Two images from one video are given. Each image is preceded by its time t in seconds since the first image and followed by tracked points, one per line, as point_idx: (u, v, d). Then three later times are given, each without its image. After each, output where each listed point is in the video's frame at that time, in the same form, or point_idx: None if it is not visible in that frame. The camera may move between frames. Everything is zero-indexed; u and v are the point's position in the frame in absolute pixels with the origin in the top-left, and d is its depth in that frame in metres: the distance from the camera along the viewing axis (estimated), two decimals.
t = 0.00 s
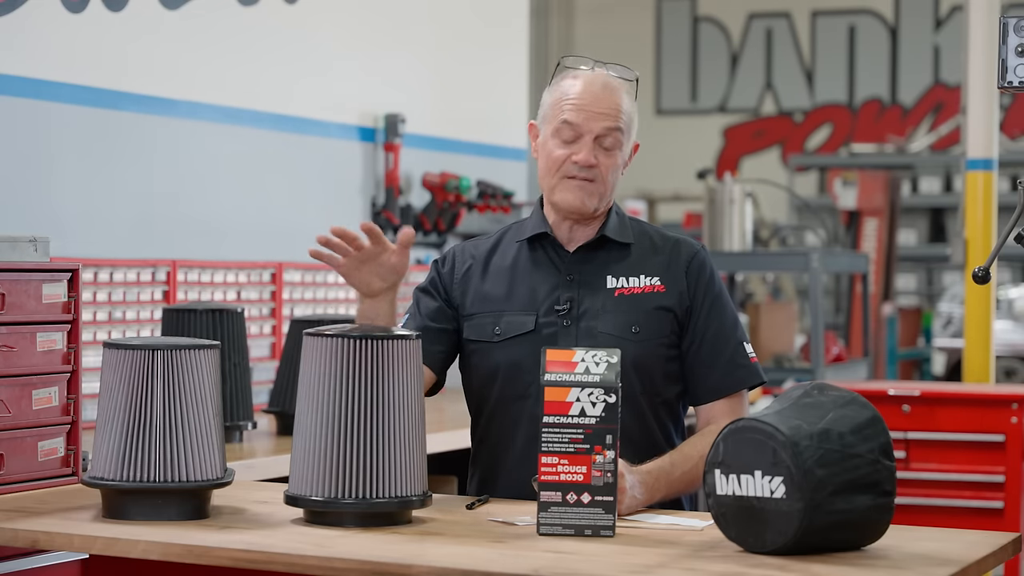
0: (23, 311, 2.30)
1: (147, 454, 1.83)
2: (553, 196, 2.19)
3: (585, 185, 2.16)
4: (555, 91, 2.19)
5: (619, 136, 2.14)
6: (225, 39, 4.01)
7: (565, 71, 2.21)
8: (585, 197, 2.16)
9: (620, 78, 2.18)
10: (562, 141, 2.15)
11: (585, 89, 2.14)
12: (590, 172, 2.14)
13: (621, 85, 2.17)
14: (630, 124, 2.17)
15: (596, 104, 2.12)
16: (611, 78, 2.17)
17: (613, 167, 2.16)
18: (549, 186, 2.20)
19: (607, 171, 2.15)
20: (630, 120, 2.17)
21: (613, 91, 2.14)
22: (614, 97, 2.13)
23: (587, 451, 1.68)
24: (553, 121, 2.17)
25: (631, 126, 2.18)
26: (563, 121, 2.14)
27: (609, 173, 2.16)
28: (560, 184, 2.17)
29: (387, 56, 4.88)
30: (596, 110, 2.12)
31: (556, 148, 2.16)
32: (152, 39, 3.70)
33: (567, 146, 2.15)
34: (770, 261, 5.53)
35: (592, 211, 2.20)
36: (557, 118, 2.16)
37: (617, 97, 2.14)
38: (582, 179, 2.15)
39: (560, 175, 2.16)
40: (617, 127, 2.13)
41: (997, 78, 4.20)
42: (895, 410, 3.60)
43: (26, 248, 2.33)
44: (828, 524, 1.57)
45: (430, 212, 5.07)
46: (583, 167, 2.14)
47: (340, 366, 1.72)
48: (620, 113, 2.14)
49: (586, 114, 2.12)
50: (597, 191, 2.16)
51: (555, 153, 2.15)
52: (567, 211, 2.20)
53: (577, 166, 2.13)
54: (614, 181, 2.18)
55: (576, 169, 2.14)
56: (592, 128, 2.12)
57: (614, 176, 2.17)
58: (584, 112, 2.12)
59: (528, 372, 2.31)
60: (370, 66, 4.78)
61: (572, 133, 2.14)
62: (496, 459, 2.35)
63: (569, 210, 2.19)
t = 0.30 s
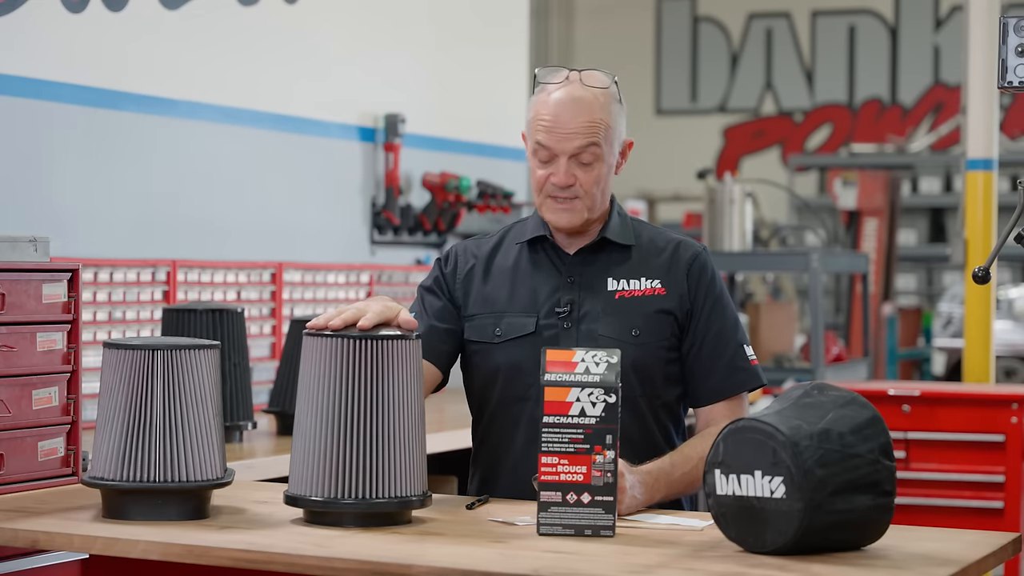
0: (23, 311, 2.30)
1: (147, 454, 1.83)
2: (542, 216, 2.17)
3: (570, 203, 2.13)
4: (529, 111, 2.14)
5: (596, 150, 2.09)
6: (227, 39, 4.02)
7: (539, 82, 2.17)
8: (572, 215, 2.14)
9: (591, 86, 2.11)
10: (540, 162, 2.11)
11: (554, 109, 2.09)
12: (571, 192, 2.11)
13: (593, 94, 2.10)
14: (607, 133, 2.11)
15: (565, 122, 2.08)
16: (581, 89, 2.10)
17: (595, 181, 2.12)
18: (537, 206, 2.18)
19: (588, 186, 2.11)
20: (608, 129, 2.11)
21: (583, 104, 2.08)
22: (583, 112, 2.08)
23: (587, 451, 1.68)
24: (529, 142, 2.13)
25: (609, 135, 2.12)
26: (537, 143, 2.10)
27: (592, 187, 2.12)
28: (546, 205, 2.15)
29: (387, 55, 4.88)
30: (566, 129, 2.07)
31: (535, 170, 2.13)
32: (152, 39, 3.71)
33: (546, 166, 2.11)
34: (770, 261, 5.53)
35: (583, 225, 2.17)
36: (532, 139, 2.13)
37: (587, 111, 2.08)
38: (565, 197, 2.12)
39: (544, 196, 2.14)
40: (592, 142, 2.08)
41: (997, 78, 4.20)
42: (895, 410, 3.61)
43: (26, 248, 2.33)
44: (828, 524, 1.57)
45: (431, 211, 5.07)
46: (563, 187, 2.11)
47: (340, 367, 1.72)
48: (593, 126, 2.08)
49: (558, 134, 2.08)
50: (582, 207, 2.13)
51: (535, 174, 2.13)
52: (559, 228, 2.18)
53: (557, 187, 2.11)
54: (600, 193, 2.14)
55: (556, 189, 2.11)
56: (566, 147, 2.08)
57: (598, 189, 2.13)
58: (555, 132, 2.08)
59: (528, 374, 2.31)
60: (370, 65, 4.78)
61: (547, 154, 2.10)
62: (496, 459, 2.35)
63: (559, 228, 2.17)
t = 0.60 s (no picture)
0: (23, 311, 2.30)
1: (147, 454, 1.83)
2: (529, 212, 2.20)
3: (548, 196, 2.15)
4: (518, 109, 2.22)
5: (573, 141, 2.12)
6: (228, 41, 4.02)
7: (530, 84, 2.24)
8: (553, 208, 2.15)
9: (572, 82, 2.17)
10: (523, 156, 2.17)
11: (533, 102, 2.15)
12: (547, 183, 2.14)
13: (572, 88, 2.15)
14: (586, 127, 2.14)
15: (543, 115, 2.13)
16: (561, 84, 2.16)
17: (576, 174, 2.13)
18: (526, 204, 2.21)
19: (566, 177, 2.12)
20: (587, 123, 2.15)
21: (562, 97, 2.14)
22: (560, 104, 2.13)
23: (587, 451, 1.68)
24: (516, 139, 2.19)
25: (589, 129, 2.15)
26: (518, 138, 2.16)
27: (572, 179, 2.13)
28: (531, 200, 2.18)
29: (387, 55, 4.89)
30: (542, 120, 2.13)
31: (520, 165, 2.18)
32: (152, 39, 3.71)
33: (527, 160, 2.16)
34: (770, 261, 5.53)
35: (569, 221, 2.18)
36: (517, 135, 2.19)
37: (563, 103, 2.13)
38: (546, 190, 2.14)
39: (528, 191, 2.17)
40: (568, 133, 2.12)
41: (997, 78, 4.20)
42: (895, 410, 3.61)
43: (26, 248, 2.33)
44: (828, 524, 1.57)
45: (431, 211, 5.07)
46: (543, 179, 2.14)
47: (340, 367, 1.72)
48: (569, 117, 2.13)
49: (535, 126, 2.13)
50: (564, 200, 2.14)
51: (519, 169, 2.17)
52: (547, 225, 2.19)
53: (536, 179, 2.14)
54: (583, 187, 2.15)
55: (537, 182, 2.14)
56: (542, 138, 2.12)
57: (580, 183, 2.14)
58: (533, 124, 2.13)
59: (526, 374, 2.31)
60: (370, 65, 4.78)
61: (526, 148, 2.15)
62: (495, 458, 2.35)
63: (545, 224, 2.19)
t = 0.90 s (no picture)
0: (22, 311, 2.30)
1: (147, 454, 1.83)
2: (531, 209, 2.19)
3: (552, 192, 2.15)
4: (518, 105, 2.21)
5: (575, 135, 2.12)
6: (229, 41, 4.02)
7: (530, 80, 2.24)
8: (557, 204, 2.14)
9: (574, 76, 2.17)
10: (525, 151, 2.16)
11: (535, 96, 2.15)
12: (550, 178, 2.13)
13: (575, 82, 2.15)
14: (588, 120, 2.14)
15: (545, 108, 2.13)
16: (563, 78, 2.16)
17: (578, 167, 2.13)
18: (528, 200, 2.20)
19: (569, 171, 2.12)
20: (589, 116, 2.15)
21: (564, 90, 2.14)
22: (562, 97, 2.13)
23: (587, 451, 1.68)
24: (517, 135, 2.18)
25: (592, 123, 2.15)
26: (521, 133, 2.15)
27: (574, 173, 2.13)
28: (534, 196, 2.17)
29: (388, 55, 4.89)
30: (545, 114, 2.12)
31: (523, 160, 2.17)
32: (152, 39, 3.70)
33: (530, 155, 2.15)
34: (770, 261, 5.52)
35: (571, 216, 2.17)
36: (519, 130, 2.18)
37: (565, 97, 2.13)
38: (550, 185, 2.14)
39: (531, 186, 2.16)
40: (571, 126, 2.12)
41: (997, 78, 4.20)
42: (895, 410, 3.61)
43: (26, 248, 2.33)
44: (828, 523, 1.57)
45: (430, 211, 5.07)
46: (546, 173, 2.13)
47: (340, 366, 1.72)
48: (572, 111, 2.12)
49: (538, 120, 2.13)
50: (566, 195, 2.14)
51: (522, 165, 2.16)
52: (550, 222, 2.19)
53: (540, 173, 2.13)
54: (586, 181, 2.15)
55: (541, 176, 2.13)
56: (545, 131, 2.12)
57: (582, 176, 2.14)
58: (536, 119, 2.13)
59: (524, 372, 2.31)
60: (370, 65, 4.78)
61: (529, 142, 2.14)
62: (493, 456, 2.35)
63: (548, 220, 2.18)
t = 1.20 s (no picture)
0: (22, 311, 2.30)
1: (147, 455, 1.83)
2: (547, 186, 2.16)
3: (576, 167, 2.14)
4: (527, 89, 2.22)
5: (597, 115, 2.16)
6: (229, 41, 4.02)
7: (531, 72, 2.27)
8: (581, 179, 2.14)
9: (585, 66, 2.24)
10: (546, 128, 2.15)
11: (556, 76, 2.17)
12: (576, 152, 2.13)
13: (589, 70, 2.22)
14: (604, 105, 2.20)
15: (570, 87, 2.16)
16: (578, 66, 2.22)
17: (598, 147, 2.16)
18: (540, 179, 2.16)
19: (593, 148, 2.14)
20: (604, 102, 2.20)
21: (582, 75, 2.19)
22: (585, 79, 2.18)
23: (587, 451, 1.68)
24: (532, 114, 2.18)
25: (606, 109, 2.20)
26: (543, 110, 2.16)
27: (596, 151, 2.15)
28: (554, 171, 2.14)
29: (388, 55, 4.88)
30: (571, 91, 2.15)
31: (541, 137, 2.15)
32: (151, 39, 3.70)
33: (551, 132, 2.15)
34: (770, 261, 5.52)
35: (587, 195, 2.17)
36: (534, 110, 2.18)
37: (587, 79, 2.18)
38: (575, 159, 2.13)
39: (552, 162, 2.14)
40: (595, 106, 2.16)
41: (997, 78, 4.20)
42: (895, 410, 3.61)
43: (26, 248, 2.33)
44: (827, 523, 1.57)
45: (431, 211, 5.07)
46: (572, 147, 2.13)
47: (339, 365, 1.72)
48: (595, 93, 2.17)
49: (563, 97, 2.15)
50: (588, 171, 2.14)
51: (542, 141, 2.14)
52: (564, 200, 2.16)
53: (568, 147, 2.12)
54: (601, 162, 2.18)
55: (567, 150, 2.13)
56: (571, 108, 2.14)
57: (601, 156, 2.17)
58: (561, 96, 2.15)
59: (517, 373, 2.31)
60: (371, 65, 4.78)
61: (552, 119, 2.15)
62: (488, 459, 2.35)
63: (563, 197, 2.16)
